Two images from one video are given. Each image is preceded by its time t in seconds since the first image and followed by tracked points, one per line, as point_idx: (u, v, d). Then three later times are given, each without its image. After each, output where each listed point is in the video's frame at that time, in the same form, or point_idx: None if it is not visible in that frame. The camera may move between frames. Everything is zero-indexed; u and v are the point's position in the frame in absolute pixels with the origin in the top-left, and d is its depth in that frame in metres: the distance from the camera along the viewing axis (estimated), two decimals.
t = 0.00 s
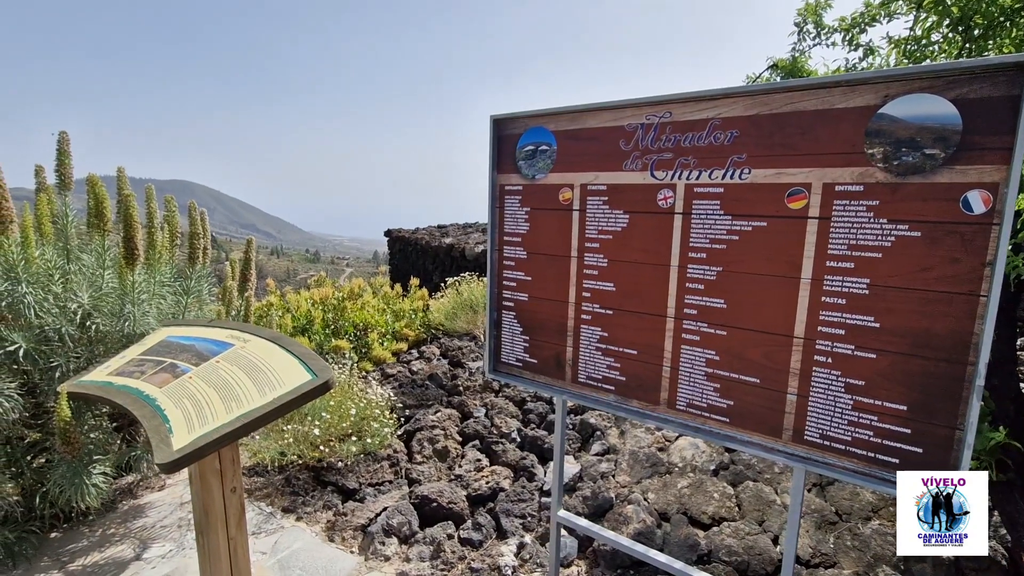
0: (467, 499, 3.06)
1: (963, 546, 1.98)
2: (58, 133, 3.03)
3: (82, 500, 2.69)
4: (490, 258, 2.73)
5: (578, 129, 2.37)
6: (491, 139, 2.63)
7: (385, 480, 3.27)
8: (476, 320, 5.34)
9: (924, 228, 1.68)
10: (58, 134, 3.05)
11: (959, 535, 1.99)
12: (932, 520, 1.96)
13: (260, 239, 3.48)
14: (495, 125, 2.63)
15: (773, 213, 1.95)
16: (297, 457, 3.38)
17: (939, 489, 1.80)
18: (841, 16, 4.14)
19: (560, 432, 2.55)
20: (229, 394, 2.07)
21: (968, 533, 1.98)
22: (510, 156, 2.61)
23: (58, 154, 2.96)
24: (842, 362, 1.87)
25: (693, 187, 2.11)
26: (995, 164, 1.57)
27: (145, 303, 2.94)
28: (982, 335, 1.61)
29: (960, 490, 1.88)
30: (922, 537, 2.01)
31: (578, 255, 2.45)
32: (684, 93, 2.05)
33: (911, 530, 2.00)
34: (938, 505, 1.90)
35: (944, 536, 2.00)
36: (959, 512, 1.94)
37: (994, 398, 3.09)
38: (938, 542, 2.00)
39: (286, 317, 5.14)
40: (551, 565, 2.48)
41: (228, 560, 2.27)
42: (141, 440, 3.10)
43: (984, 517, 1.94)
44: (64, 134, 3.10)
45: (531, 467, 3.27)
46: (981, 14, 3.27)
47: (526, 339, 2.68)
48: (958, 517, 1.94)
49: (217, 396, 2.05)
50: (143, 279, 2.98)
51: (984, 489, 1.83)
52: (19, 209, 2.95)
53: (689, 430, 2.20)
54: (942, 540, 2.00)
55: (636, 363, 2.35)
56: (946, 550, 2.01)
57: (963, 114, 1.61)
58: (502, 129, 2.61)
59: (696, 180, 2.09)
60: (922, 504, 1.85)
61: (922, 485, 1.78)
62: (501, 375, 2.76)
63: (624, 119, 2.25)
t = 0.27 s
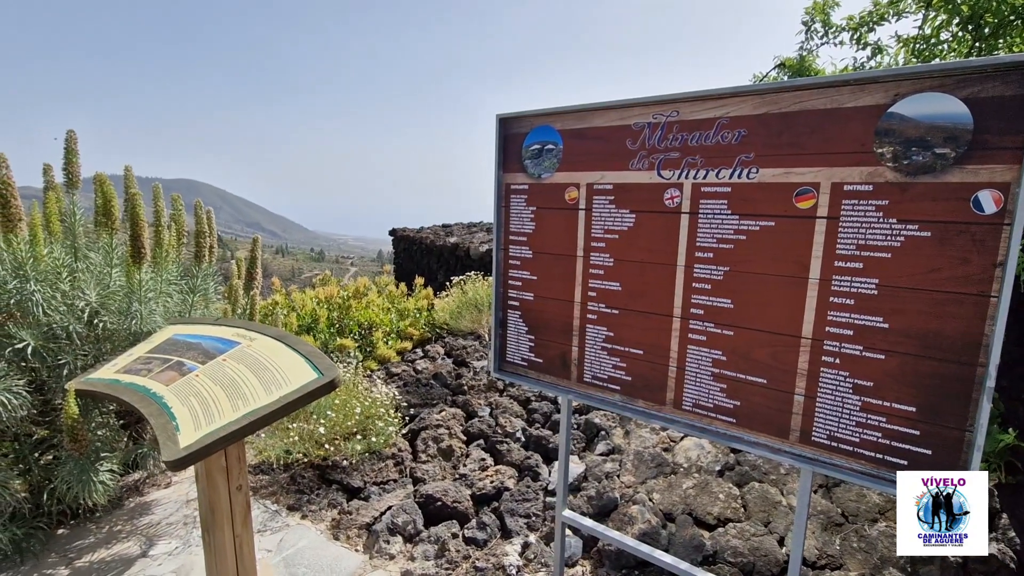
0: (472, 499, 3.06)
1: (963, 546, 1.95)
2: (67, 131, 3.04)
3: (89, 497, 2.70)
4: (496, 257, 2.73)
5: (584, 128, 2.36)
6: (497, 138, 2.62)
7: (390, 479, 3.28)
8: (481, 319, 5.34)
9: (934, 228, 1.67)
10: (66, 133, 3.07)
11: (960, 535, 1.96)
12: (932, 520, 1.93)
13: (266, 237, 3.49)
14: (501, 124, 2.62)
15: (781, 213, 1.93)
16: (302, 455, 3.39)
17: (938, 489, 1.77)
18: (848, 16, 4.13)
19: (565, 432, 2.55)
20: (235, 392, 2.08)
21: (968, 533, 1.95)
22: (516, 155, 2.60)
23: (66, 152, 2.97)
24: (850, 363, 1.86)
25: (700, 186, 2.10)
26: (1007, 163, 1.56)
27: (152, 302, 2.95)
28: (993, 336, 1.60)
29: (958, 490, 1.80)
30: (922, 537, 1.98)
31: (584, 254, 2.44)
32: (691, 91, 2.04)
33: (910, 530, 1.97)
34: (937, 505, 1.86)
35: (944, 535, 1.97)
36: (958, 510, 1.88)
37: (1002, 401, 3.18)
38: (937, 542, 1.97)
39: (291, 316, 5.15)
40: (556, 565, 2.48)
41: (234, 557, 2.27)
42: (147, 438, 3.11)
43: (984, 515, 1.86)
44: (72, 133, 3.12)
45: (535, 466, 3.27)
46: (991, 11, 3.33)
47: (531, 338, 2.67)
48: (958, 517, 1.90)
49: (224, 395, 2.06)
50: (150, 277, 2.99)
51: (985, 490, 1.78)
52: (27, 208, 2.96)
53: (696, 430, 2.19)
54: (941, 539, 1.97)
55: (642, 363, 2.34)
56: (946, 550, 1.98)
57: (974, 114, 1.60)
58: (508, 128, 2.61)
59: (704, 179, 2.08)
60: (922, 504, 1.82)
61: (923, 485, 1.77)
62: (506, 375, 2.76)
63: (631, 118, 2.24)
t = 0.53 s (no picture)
0: (476, 498, 3.06)
1: (963, 546, 1.93)
2: (75, 130, 3.05)
3: (96, 494, 2.72)
4: (502, 256, 2.73)
5: (591, 127, 2.36)
6: (503, 137, 2.62)
7: (395, 477, 3.28)
8: (486, 318, 5.33)
9: (943, 228, 1.65)
10: (74, 131, 3.08)
11: (960, 535, 1.93)
12: (931, 520, 1.90)
13: (272, 236, 3.50)
14: (507, 122, 2.62)
15: (789, 213, 1.92)
16: (307, 453, 3.40)
17: (939, 490, 1.75)
18: (856, 14, 4.10)
19: (570, 432, 2.54)
20: (241, 390, 2.08)
21: (968, 533, 1.92)
22: (522, 154, 2.60)
23: (74, 151, 2.99)
24: (858, 364, 1.84)
25: (707, 186, 2.09)
26: (1018, 163, 1.54)
27: (159, 300, 2.96)
28: (1003, 337, 1.58)
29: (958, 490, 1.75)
30: (922, 537, 1.96)
31: (590, 254, 2.43)
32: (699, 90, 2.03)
33: (910, 529, 1.95)
34: (938, 505, 1.84)
35: (944, 535, 1.95)
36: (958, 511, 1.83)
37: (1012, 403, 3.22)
38: (937, 542, 1.95)
39: (296, 314, 5.17)
40: (560, 564, 2.47)
41: (240, 555, 2.28)
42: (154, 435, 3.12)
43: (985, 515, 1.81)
44: (80, 131, 3.13)
45: (540, 466, 3.27)
46: (1002, 10, 3.30)
47: (537, 337, 2.67)
48: (958, 517, 1.86)
49: (231, 393, 2.07)
50: (157, 276, 3.00)
51: (985, 492, 1.75)
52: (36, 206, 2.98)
53: (701, 431, 2.19)
54: (941, 540, 1.95)
55: (648, 363, 2.33)
56: (946, 550, 1.95)
57: (985, 113, 1.58)
58: (514, 126, 2.60)
59: (711, 179, 2.07)
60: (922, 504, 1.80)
61: (923, 485, 1.76)
62: (511, 374, 2.76)
63: (637, 117, 2.23)
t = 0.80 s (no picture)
0: (481, 497, 3.06)
1: (963, 546, 1.91)
2: (83, 129, 3.07)
3: (103, 491, 2.73)
4: (507, 255, 2.73)
5: (597, 126, 2.35)
6: (509, 136, 2.62)
7: (399, 476, 3.29)
8: (490, 318, 5.33)
9: (953, 228, 1.64)
10: (83, 131, 3.10)
11: (960, 535, 1.91)
12: (931, 520, 1.88)
13: (278, 235, 3.51)
14: (513, 122, 2.61)
15: (797, 212, 1.92)
16: (312, 452, 3.42)
17: (939, 491, 1.74)
18: (864, 14, 4.08)
19: (576, 431, 2.54)
20: (248, 388, 2.09)
21: (969, 533, 1.90)
22: (528, 153, 2.60)
23: (83, 150, 3.01)
24: (866, 364, 1.84)
25: (714, 185, 2.08)
26: None
27: (166, 298, 2.98)
28: (1013, 338, 1.57)
29: (959, 491, 1.73)
30: (922, 536, 1.95)
31: (596, 253, 2.43)
32: (706, 89, 2.02)
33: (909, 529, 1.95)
34: (937, 505, 1.82)
35: (944, 535, 1.93)
36: (959, 511, 1.80)
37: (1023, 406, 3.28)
38: (937, 542, 1.94)
39: (302, 313, 5.18)
40: (565, 564, 2.47)
41: (246, 552, 2.29)
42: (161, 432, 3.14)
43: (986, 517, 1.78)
44: (89, 131, 3.15)
45: (544, 466, 3.27)
46: (1011, 9, 3.29)
47: (542, 337, 2.67)
48: (957, 517, 1.82)
49: (238, 391, 2.07)
50: (165, 274, 3.02)
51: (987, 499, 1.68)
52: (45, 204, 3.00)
53: (707, 431, 2.18)
54: (941, 540, 1.94)
55: (654, 363, 2.33)
56: (946, 550, 1.94)
57: (996, 112, 1.57)
58: (520, 126, 2.60)
59: (718, 178, 2.07)
60: (923, 504, 1.80)
61: (923, 485, 1.77)
62: (516, 373, 2.76)
63: (644, 116, 2.23)
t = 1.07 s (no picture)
0: (487, 496, 3.06)
1: (963, 546, 1.89)
2: (93, 129, 3.10)
3: (113, 487, 2.76)
4: (514, 255, 2.73)
5: (605, 126, 2.35)
6: (516, 136, 2.62)
7: (405, 475, 3.30)
8: (496, 317, 5.34)
9: (964, 229, 1.63)
10: (93, 131, 3.13)
11: (960, 536, 1.89)
12: (932, 520, 1.88)
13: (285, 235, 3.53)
14: (520, 122, 2.62)
15: (805, 213, 1.91)
16: (319, 450, 3.43)
17: (939, 491, 1.74)
18: (873, 13, 4.05)
19: (582, 431, 2.54)
20: (257, 387, 2.10)
21: (969, 534, 1.87)
22: (535, 153, 2.60)
23: (94, 150, 3.03)
24: (875, 366, 1.83)
25: (722, 185, 2.08)
26: None
27: (175, 297, 3.00)
28: None
29: (959, 490, 1.74)
30: (922, 536, 1.96)
31: (603, 253, 2.43)
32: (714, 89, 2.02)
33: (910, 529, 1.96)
34: (937, 505, 1.81)
35: (944, 535, 1.93)
36: (959, 511, 1.78)
37: None
38: (937, 542, 1.94)
39: (308, 312, 5.20)
40: (571, 564, 2.47)
41: (254, 549, 2.30)
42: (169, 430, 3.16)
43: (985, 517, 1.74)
44: (99, 131, 3.18)
45: (550, 466, 3.27)
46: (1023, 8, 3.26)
47: (549, 336, 2.67)
48: (958, 517, 1.81)
49: (246, 390, 2.09)
50: (174, 273, 3.04)
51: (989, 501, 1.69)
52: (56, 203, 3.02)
53: (715, 432, 2.17)
54: (941, 539, 1.93)
55: (661, 363, 2.32)
56: (946, 550, 1.93)
57: (1008, 112, 1.56)
58: (527, 126, 2.60)
59: (726, 178, 2.06)
60: (923, 504, 1.80)
61: (923, 485, 1.77)
62: (523, 373, 2.76)
63: (652, 116, 2.22)
